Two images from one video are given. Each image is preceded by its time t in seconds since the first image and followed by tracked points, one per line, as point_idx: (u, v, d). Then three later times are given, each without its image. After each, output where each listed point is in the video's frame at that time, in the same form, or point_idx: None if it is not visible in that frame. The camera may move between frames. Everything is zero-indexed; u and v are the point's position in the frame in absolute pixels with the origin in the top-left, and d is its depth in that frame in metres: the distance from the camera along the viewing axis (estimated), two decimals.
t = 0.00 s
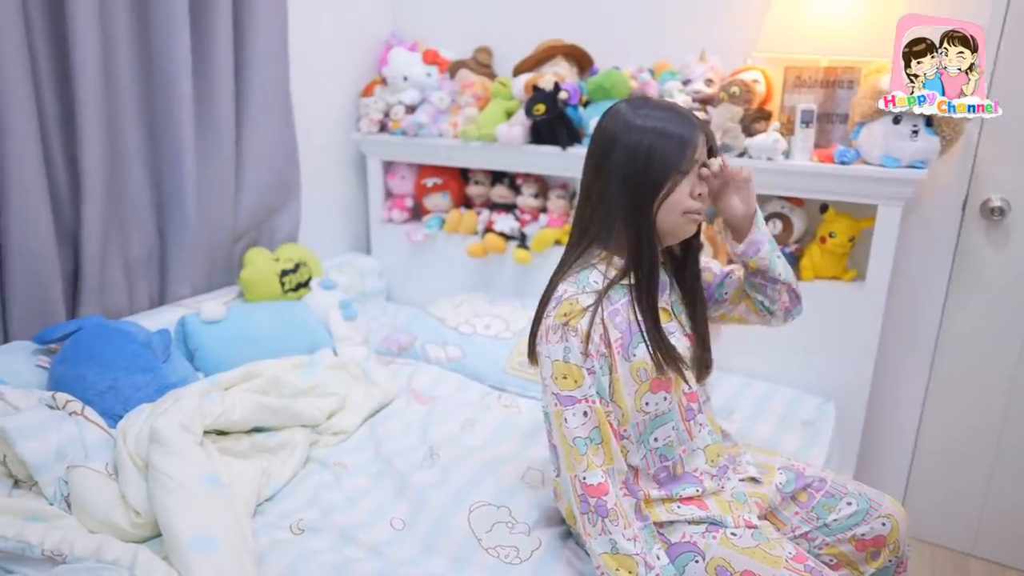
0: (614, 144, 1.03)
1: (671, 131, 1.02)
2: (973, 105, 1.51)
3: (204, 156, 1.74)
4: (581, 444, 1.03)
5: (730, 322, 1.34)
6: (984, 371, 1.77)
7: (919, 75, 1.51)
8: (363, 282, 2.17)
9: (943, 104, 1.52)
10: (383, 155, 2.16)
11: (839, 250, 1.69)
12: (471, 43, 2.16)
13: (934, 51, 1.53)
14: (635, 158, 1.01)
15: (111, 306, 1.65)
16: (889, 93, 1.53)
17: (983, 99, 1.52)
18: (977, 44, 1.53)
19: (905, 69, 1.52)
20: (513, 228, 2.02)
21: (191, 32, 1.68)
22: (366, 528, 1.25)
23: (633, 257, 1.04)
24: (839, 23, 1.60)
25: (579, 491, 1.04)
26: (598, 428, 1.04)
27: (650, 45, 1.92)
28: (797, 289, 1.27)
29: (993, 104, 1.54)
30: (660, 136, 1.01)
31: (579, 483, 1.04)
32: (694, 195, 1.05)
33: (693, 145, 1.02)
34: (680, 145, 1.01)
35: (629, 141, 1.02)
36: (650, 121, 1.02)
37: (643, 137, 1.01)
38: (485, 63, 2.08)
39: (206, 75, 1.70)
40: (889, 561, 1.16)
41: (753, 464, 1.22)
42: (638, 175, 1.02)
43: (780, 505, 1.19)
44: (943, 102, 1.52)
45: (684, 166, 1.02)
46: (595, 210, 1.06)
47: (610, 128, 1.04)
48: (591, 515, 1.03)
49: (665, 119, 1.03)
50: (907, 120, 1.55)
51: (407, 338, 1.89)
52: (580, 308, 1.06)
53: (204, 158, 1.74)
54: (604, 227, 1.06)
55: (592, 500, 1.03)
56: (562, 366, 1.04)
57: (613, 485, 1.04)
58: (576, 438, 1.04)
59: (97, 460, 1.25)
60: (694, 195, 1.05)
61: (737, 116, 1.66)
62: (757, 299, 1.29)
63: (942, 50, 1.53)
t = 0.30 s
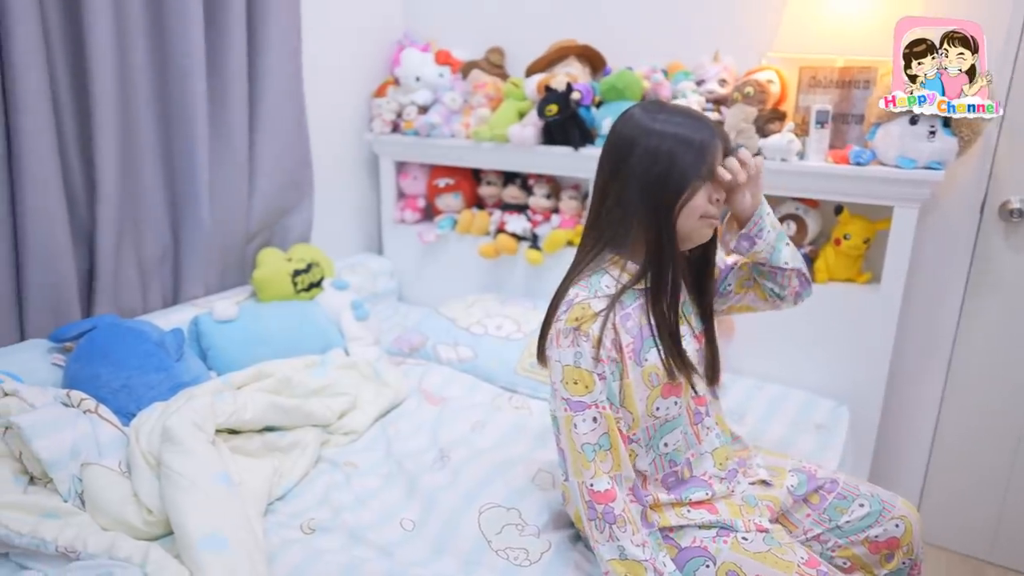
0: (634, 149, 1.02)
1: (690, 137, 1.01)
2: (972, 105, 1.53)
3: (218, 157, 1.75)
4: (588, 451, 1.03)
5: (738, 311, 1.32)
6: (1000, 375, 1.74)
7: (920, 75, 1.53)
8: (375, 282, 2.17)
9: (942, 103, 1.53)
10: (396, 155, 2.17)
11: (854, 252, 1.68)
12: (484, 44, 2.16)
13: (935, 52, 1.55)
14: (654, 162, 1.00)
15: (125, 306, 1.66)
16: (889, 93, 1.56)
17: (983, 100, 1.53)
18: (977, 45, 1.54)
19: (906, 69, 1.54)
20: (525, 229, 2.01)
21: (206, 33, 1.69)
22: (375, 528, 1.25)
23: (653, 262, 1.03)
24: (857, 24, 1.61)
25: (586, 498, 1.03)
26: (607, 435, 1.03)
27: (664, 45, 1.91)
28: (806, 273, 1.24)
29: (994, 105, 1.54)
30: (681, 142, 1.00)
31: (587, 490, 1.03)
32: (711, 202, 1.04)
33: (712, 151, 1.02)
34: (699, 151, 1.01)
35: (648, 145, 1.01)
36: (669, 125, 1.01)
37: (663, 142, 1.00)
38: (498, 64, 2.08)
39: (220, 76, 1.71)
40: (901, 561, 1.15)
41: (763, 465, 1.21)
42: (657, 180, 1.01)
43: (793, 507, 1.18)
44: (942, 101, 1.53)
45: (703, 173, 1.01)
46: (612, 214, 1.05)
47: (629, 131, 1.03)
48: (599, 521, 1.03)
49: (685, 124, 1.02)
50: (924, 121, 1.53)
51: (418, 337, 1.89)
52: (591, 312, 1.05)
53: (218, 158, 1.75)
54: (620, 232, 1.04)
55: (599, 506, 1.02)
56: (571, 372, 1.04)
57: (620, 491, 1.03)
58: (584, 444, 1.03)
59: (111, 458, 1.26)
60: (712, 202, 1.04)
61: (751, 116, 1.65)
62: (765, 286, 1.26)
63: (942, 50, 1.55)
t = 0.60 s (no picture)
0: (646, 150, 1.01)
1: (703, 136, 1.00)
2: (972, 105, 1.50)
3: (225, 156, 1.76)
4: (594, 451, 1.02)
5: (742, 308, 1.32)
6: (1010, 380, 1.73)
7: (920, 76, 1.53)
8: (381, 282, 2.17)
9: (943, 103, 1.51)
10: (402, 155, 2.17)
11: (862, 254, 1.67)
12: (491, 44, 2.16)
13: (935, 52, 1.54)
14: (669, 163, 1.00)
15: (132, 304, 1.66)
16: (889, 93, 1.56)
17: (983, 100, 1.50)
18: (978, 45, 1.52)
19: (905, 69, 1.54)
20: (531, 229, 2.01)
21: (214, 33, 1.70)
22: (379, 528, 1.25)
23: (668, 263, 1.03)
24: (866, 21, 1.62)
25: (589, 498, 1.03)
26: (613, 436, 1.03)
27: (672, 45, 1.90)
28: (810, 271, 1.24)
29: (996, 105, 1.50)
30: (694, 142, 1.00)
31: (590, 490, 1.02)
32: (727, 202, 1.04)
33: (725, 150, 1.02)
34: (712, 150, 1.00)
35: (661, 146, 1.00)
36: (681, 125, 1.01)
37: (675, 141, 1.00)
38: (505, 64, 2.08)
39: (228, 76, 1.72)
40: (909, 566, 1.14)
41: (770, 468, 1.20)
42: (672, 180, 1.00)
43: (800, 511, 1.16)
44: (942, 101, 1.52)
45: (717, 172, 1.01)
46: (626, 215, 1.04)
47: (640, 131, 1.02)
48: (602, 522, 1.02)
49: (695, 123, 1.01)
50: (934, 121, 1.52)
51: (424, 337, 1.89)
52: (603, 312, 1.04)
53: (226, 158, 1.75)
54: (635, 233, 1.04)
55: (602, 506, 1.02)
56: (582, 372, 1.03)
57: (625, 492, 1.03)
58: (589, 444, 1.02)
59: (117, 456, 1.27)
60: (727, 201, 1.04)
61: (759, 116, 1.64)
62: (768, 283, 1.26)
63: (942, 50, 1.53)
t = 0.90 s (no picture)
0: (660, 155, 1.00)
1: (717, 139, 1.00)
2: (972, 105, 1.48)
3: (232, 157, 1.76)
4: (612, 447, 1.01)
5: (748, 297, 1.30)
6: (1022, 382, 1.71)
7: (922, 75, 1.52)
8: (388, 282, 2.17)
9: (943, 103, 1.50)
10: (408, 156, 2.17)
11: (872, 255, 1.65)
12: (498, 44, 2.16)
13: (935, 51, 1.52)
14: (684, 167, 0.99)
15: (140, 304, 1.66)
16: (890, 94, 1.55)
17: (983, 100, 1.48)
18: (977, 44, 1.51)
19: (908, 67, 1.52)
20: (538, 229, 2.00)
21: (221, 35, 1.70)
22: (385, 528, 1.25)
23: (687, 262, 1.02)
24: (870, 22, 1.60)
25: (605, 495, 1.02)
26: (631, 432, 1.02)
27: (680, 44, 1.89)
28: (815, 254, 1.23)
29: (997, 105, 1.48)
30: (709, 145, 0.99)
31: (607, 487, 1.01)
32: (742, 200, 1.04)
33: (739, 152, 1.01)
34: (727, 153, 1.00)
35: (676, 151, 1.00)
36: (695, 129, 1.00)
37: (689, 145, 0.99)
38: (512, 64, 2.07)
39: (235, 77, 1.72)
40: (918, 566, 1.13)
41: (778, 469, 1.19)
42: (688, 183, 0.99)
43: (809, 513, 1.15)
44: (942, 101, 1.50)
45: (733, 175, 1.01)
46: (643, 218, 1.03)
47: (654, 136, 1.01)
48: (616, 520, 1.01)
49: (708, 126, 1.01)
50: (945, 121, 1.50)
51: (431, 337, 1.88)
52: (625, 305, 1.03)
53: (233, 158, 1.76)
54: (653, 235, 1.03)
55: (618, 504, 1.00)
56: (604, 366, 1.02)
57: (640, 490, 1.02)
58: (608, 440, 1.01)
59: (123, 456, 1.27)
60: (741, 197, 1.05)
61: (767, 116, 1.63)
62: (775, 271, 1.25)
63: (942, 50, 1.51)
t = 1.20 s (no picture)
0: (676, 156, 1.00)
1: (733, 141, 0.99)
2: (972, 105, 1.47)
3: (239, 157, 1.76)
4: (619, 444, 1.00)
5: (758, 306, 1.29)
6: None
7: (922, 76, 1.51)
8: (394, 282, 2.16)
9: (942, 103, 1.49)
10: (415, 156, 2.16)
11: (882, 255, 1.64)
12: (505, 44, 2.15)
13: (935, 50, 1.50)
14: (700, 169, 0.98)
15: (147, 304, 1.67)
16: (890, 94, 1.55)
17: (983, 100, 1.47)
18: (978, 44, 1.48)
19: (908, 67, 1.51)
20: (545, 229, 2.00)
21: (228, 36, 1.70)
22: (390, 529, 1.24)
23: (705, 263, 1.01)
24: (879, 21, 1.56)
25: (606, 490, 1.01)
26: (642, 430, 1.01)
27: (688, 43, 1.88)
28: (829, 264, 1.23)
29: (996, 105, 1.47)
30: (725, 147, 0.98)
31: (609, 482, 1.00)
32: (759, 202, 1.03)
33: (756, 154, 1.00)
34: (744, 155, 0.99)
35: (691, 152, 0.99)
36: (712, 130, 0.99)
37: (705, 147, 0.98)
38: (520, 63, 2.07)
39: (241, 77, 1.72)
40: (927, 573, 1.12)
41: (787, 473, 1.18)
42: (704, 185, 0.98)
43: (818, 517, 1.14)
44: (943, 101, 1.49)
45: (750, 176, 0.99)
46: (658, 218, 1.03)
47: (669, 137, 1.01)
48: (617, 516, 1.00)
49: (725, 128, 1.00)
50: (956, 121, 1.48)
51: (437, 337, 1.88)
52: (652, 301, 1.01)
53: (240, 159, 1.76)
54: (668, 236, 1.02)
55: (620, 500, 0.99)
56: (625, 360, 1.00)
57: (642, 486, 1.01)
58: (617, 436, 1.00)
59: (131, 456, 1.27)
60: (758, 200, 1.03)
61: (776, 115, 1.62)
62: (788, 280, 1.24)
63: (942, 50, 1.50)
